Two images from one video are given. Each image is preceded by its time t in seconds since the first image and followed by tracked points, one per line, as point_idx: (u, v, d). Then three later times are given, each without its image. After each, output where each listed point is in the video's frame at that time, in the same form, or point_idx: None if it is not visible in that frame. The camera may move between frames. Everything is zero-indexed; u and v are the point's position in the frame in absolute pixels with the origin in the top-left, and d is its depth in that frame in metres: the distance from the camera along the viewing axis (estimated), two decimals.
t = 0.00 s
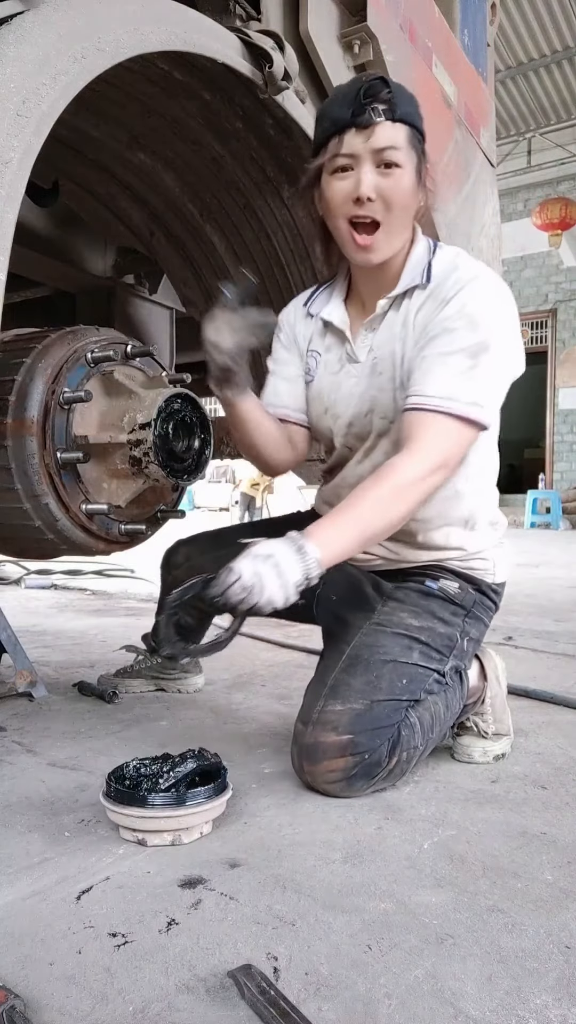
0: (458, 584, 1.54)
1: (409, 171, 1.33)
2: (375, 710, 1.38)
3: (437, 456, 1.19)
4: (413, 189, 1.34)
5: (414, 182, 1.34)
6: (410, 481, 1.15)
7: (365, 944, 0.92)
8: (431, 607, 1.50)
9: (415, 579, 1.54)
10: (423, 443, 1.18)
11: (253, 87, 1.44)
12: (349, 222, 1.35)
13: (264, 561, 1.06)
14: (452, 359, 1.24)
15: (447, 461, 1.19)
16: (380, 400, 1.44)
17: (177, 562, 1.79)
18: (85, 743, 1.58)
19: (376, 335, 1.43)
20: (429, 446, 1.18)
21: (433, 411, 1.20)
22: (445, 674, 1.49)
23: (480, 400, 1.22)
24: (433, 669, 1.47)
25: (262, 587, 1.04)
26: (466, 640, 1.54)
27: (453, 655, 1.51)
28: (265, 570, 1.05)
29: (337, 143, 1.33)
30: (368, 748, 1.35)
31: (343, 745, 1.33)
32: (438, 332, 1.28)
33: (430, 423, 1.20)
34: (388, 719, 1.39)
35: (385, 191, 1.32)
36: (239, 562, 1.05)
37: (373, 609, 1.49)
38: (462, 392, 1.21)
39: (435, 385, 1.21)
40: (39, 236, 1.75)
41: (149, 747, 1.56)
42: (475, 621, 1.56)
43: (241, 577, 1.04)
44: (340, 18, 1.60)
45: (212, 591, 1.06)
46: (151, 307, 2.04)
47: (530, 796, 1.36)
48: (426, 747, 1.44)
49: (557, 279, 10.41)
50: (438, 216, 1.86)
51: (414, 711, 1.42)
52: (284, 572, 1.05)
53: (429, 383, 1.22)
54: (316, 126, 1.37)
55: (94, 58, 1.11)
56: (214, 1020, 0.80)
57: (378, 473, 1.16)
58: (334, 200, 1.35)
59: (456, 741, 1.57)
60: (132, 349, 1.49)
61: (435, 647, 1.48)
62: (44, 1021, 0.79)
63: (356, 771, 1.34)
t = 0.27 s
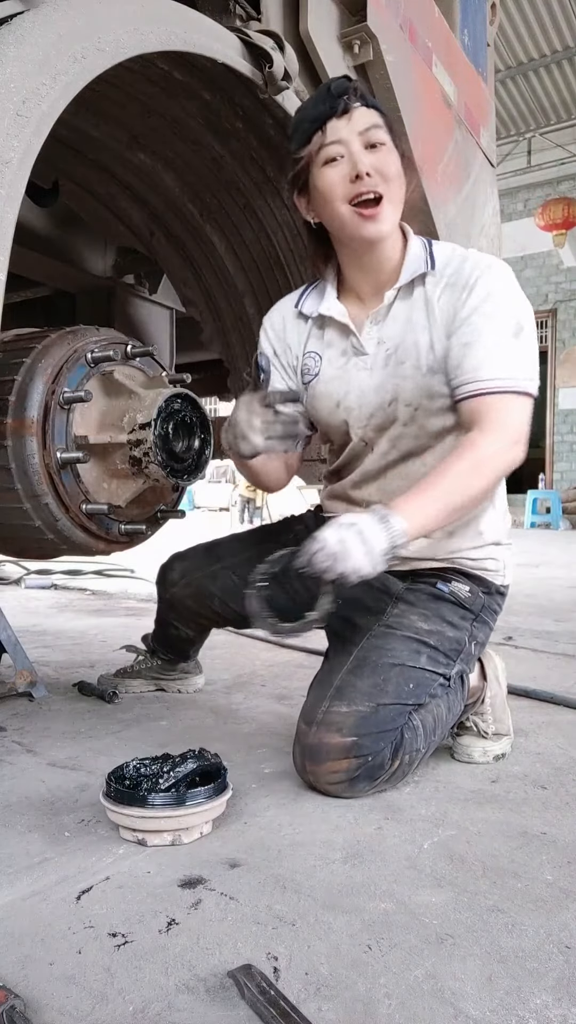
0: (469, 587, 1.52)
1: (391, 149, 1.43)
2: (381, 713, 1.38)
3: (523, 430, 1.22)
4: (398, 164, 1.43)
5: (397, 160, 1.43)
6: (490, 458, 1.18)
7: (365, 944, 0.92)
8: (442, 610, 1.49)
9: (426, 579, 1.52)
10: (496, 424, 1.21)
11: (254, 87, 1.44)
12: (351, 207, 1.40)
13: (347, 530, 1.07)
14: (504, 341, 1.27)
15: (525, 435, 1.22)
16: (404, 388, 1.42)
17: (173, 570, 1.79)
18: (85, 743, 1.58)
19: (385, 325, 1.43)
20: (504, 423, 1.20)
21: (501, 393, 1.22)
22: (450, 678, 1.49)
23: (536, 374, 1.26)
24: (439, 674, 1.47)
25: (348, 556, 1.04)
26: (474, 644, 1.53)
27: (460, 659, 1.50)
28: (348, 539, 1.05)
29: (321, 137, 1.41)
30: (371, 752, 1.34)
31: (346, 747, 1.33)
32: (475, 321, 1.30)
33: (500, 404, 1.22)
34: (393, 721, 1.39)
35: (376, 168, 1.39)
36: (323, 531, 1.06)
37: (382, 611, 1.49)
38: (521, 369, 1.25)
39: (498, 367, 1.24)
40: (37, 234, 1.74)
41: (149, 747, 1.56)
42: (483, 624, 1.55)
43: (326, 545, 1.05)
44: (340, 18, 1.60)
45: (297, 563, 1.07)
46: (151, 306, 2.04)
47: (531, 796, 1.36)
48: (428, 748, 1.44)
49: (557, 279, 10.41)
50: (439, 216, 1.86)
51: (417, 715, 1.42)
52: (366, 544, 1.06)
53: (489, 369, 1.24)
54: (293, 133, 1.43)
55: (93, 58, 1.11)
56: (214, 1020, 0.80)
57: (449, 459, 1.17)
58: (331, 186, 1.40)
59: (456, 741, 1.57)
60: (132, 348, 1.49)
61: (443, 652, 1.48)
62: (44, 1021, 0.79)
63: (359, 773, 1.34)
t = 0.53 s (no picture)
0: (469, 586, 1.51)
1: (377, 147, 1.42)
2: (382, 714, 1.38)
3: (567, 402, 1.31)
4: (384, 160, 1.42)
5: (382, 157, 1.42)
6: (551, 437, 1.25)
7: (365, 944, 0.92)
8: (441, 610, 1.49)
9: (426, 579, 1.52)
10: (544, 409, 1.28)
11: (254, 87, 1.44)
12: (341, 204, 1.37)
13: (440, 503, 1.11)
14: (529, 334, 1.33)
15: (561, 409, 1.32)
16: (401, 388, 1.42)
17: (172, 573, 1.79)
18: (85, 743, 1.58)
19: (376, 327, 1.42)
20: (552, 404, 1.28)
21: (543, 383, 1.30)
22: (451, 678, 1.49)
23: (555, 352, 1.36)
24: (440, 674, 1.47)
25: (445, 526, 1.08)
26: (474, 643, 1.53)
27: (460, 658, 1.50)
28: (443, 511, 1.10)
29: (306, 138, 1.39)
30: (372, 752, 1.34)
31: (347, 749, 1.33)
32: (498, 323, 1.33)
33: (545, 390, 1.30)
34: (393, 722, 1.39)
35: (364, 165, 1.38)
36: (417, 507, 1.10)
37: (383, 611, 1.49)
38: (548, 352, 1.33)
39: (535, 357, 1.31)
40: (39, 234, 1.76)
41: (149, 746, 1.56)
42: (483, 623, 1.54)
43: (421, 515, 1.08)
44: (340, 18, 1.60)
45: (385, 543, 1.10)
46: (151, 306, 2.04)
47: (531, 796, 1.36)
48: (428, 749, 1.44)
49: (557, 279, 10.41)
50: (439, 216, 1.86)
51: (417, 715, 1.42)
52: (461, 517, 1.10)
53: (529, 364, 1.30)
54: (276, 133, 1.41)
55: (93, 58, 1.11)
56: (215, 1020, 0.80)
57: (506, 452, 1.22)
58: (320, 185, 1.38)
59: (456, 741, 1.57)
60: (132, 348, 1.48)
61: (444, 651, 1.47)
62: (44, 1021, 0.79)
63: (359, 774, 1.34)
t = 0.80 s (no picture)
0: (465, 584, 1.51)
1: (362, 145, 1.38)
2: (380, 715, 1.38)
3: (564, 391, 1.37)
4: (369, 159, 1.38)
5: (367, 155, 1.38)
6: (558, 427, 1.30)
7: (365, 944, 0.92)
8: (437, 608, 1.49)
9: (423, 577, 1.51)
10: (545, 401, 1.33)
11: (253, 87, 1.44)
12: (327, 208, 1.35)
13: (472, 471, 1.17)
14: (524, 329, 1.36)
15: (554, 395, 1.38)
16: (390, 388, 1.42)
17: (170, 577, 1.80)
18: (84, 743, 1.58)
19: (361, 325, 1.41)
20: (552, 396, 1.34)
21: (540, 376, 1.35)
22: (449, 676, 1.49)
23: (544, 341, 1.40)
24: (438, 673, 1.47)
25: (475, 494, 1.15)
26: (472, 640, 1.53)
27: (458, 656, 1.51)
28: (474, 478, 1.16)
29: (292, 138, 1.34)
30: (371, 756, 1.34)
31: (346, 753, 1.32)
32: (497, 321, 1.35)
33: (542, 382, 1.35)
34: (393, 724, 1.39)
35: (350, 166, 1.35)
36: (450, 468, 1.16)
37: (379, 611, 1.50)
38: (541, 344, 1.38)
39: (533, 351, 1.35)
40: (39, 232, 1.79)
41: (148, 746, 1.56)
42: (481, 620, 1.54)
43: (457, 478, 1.15)
44: (340, 18, 1.60)
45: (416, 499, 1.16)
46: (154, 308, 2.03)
47: (530, 796, 1.36)
48: (429, 751, 1.44)
49: (557, 279, 10.41)
50: (439, 215, 1.86)
51: (417, 716, 1.42)
52: (489, 488, 1.16)
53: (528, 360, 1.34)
54: (256, 131, 1.35)
55: (93, 58, 1.11)
56: (215, 1019, 0.80)
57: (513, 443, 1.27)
58: (306, 189, 1.34)
59: (456, 741, 1.57)
60: (132, 348, 1.46)
61: (441, 649, 1.48)
62: (44, 1021, 0.79)
63: (359, 777, 1.33)
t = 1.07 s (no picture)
0: (465, 583, 1.51)
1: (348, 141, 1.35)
2: (381, 719, 1.38)
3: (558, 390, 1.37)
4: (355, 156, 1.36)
5: (352, 152, 1.36)
6: (549, 424, 1.31)
7: (365, 944, 0.92)
8: (436, 609, 1.49)
9: (422, 577, 1.51)
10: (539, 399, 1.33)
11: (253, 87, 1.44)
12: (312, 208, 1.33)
13: (455, 465, 1.18)
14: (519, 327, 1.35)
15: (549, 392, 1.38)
16: (384, 385, 1.42)
17: (170, 577, 1.81)
18: (84, 743, 1.58)
19: (357, 322, 1.41)
20: (544, 394, 1.34)
21: (533, 376, 1.35)
22: (450, 677, 1.49)
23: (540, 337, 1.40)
24: (438, 674, 1.47)
25: (455, 487, 1.16)
26: (472, 639, 1.53)
27: (458, 656, 1.51)
28: (456, 472, 1.17)
29: (276, 135, 1.32)
30: (371, 759, 1.34)
31: (346, 757, 1.32)
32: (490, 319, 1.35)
33: (536, 381, 1.35)
34: (393, 726, 1.39)
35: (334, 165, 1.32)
36: (434, 460, 1.17)
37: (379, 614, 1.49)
38: (536, 341, 1.37)
39: (528, 350, 1.35)
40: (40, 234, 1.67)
41: (148, 746, 1.56)
42: (481, 618, 1.55)
43: (439, 469, 1.15)
44: (340, 18, 1.60)
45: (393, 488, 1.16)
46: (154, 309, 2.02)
47: (530, 796, 1.36)
48: (430, 753, 1.44)
49: (556, 279, 10.40)
50: (439, 215, 1.86)
51: (418, 718, 1.42)
52: (470, 484, 1.17)
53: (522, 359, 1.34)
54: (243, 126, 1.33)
55: (93, 58, 1.11)
56: (215, 1019, 0.80)
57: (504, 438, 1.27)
58: (290, 189, 1.33)
59: (456, 741, 1.57)
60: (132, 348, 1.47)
61: (441, 650, 1.48)
62: (44, 1021, 0.79)
63: (359, 780, 1.33)
